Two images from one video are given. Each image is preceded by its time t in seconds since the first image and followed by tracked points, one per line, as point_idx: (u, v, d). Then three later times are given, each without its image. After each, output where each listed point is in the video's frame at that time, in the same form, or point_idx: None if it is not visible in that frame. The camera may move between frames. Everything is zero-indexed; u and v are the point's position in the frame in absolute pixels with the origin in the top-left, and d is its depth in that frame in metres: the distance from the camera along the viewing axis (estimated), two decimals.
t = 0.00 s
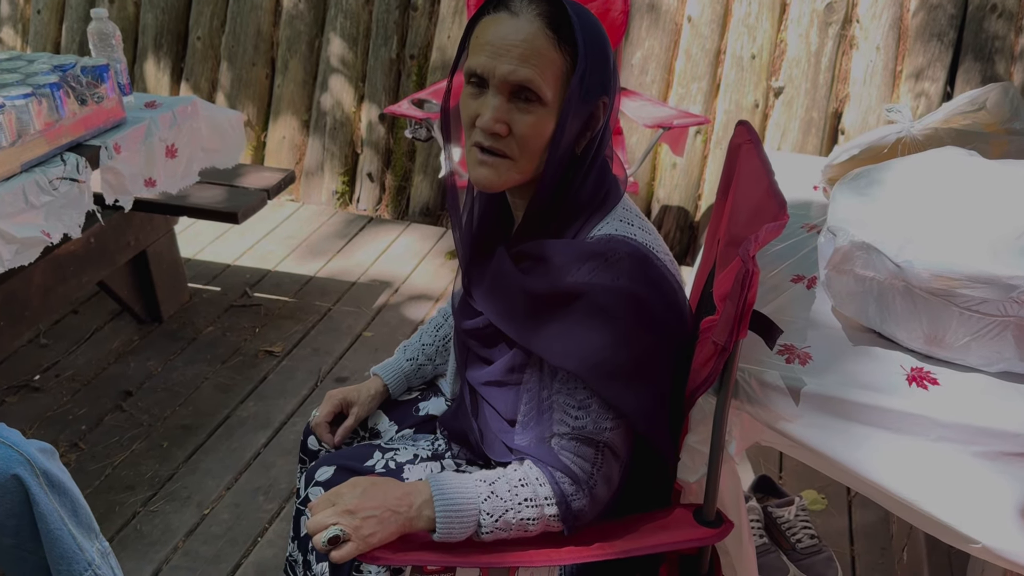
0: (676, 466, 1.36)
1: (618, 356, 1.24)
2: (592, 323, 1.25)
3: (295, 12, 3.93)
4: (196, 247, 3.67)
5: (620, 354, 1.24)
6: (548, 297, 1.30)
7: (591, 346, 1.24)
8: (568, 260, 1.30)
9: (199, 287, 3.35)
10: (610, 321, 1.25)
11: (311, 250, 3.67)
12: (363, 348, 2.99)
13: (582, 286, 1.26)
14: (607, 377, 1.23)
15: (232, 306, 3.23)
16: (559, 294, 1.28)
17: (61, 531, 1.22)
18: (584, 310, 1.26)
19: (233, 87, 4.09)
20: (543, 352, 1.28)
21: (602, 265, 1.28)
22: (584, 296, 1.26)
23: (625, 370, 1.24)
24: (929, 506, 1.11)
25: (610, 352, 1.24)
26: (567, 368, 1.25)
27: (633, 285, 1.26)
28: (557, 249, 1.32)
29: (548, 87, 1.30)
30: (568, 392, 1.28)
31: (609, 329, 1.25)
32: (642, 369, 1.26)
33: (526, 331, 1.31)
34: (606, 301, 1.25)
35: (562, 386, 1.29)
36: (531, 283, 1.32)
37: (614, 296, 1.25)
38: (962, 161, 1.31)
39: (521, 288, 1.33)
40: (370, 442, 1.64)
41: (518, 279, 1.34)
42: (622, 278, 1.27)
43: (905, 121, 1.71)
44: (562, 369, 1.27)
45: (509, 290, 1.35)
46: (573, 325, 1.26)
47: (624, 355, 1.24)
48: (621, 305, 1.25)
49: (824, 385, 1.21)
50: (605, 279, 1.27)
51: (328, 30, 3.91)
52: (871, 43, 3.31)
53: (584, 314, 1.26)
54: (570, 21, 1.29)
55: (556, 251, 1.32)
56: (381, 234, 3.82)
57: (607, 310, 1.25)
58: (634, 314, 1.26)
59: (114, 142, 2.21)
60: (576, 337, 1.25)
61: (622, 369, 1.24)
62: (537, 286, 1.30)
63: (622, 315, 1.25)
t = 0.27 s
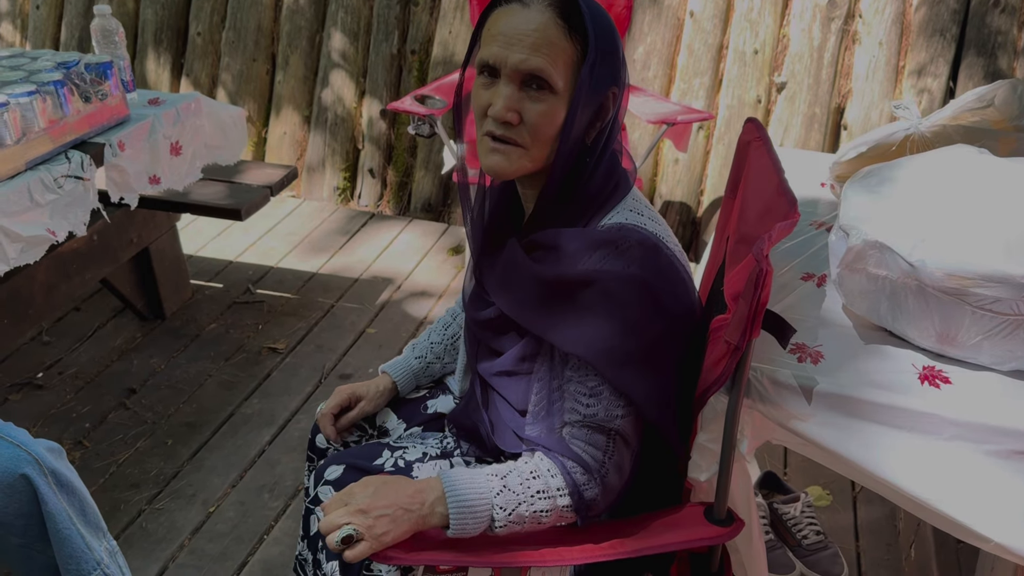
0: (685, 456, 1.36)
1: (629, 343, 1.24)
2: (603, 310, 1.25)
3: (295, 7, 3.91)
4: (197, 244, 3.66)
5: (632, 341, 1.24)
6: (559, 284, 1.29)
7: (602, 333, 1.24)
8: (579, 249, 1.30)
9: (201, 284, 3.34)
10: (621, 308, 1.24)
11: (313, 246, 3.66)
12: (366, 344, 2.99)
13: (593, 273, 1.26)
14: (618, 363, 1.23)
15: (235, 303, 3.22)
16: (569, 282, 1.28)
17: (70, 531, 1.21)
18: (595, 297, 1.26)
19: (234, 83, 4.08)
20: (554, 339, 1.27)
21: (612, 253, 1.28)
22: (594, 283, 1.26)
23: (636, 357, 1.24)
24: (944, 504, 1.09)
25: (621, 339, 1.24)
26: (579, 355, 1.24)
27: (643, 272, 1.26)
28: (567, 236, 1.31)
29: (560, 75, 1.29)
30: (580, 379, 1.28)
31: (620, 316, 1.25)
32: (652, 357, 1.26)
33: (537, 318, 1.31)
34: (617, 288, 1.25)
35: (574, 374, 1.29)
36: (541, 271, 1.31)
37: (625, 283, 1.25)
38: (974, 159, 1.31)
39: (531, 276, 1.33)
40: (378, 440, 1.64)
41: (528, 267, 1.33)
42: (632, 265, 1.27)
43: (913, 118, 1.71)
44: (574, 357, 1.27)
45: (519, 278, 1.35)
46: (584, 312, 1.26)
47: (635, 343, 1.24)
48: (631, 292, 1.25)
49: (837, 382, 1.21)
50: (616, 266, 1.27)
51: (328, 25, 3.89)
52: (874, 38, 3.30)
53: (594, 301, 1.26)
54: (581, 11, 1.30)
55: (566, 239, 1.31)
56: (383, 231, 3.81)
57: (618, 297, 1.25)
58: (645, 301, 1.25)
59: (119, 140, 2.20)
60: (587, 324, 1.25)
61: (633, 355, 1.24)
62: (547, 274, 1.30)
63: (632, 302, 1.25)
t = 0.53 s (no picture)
0: (691, 453, 1.34)
1: (635, 332, 1.24)
2: (608, 299, 1.25)
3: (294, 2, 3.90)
4: (197, 240, 3.66)
5: (637, 329, 1.24)
6: (564, 273, 1.30)
7: (608, 321, 1.24)
8: (584, 239, 1.30)
9: (202, 281, 3.34)
10: (627, 297, 1.24)
11: (313, 243, 3.66)
12: (367, 341, 2.99)
13: (598, 261, 1.26)
14: (624, 351, 1.23)
15: (235, 300, 3.22)
16: (575, 271, 1.28)
17: (75, 529, 1.21)
18: (601, 285, 1.26)
19: (232, 79, 4.07)
20: (560, 328, 1.28)
21: (618, 242, 1.28)
22: (600, 272, 1.26)
23: (643, 345, 1.24)
24: (948, 500, 1.10)
25: (627, 327, 1.24)
26: (585, 343, 1.24)
27: (649, 261, 1.26)
28: (574, 227, 1.32)
29: (565, 67, 1.30)
30: (586, 367, 1.28)
31: (625, 304, 1.25)
32: (658, 345, 1.26)
33: (543, 307, 1.31)
34: (622, 277, 1.25)
35: (580, 362, 1.29)
36: (547, 260, 1.32)
37: (630, 272, 1.25)
38: (979, 157, 1.32)
39: (537, 266, 1.33)
40: (383, 436, 1.64)
41: (534, 256, 1.33)
42: (638, 254, 1.27)
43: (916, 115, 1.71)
44: (580, 345, 1.27)
45: (525, 268, 1.35)
46: (589, 301, 1.26)
47: (640, 330, 1.24)
48: (637, 280, 1.25)
49: (843, 378, 1.21)
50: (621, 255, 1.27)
51: (327, 21, 3.88)
52: (873, 34, 3.31)
53: (600, 290, 1.26)
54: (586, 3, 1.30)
55: (573, 229, 1.32)
56: (383, 227, 3.81)
57: (623, 286, 1.25)
58: (651, 289, 1.25)
59: (120, 137, 2.20)
60: (593, 313, 1.26)
61: (639, 342, 1.24)
62: (553, 262, 1.30)
63: (638, 290, 1.25)
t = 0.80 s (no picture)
0: (681, 445, 1.34)
1: (627, 329, 1.24)
2: (601, 295, 1.25)
3: None
4: (191, 238, 3.65)
5: (630, 325, 1.24)
6: (557, 270, 1.29)
7: (602, 318, 1.24)
8: (577, 235, 1.30)
9: (196, 279, 3.33)
10: (620, 293, 1.24)
11: (307, 241, 3.65)
12: (362, 339, 2.99)
13: (591, 258, 1.26)
14: (617, 347, 1.23)
15: (229, 298, 3.21)
16: (568, 267, 1.28)
17: (67, 529, 1.21)
18: (593, 282, 1.26)
19: (226, 76, 4.06)
20: (554, 325, 1.27)
21: (611, 238, 1.28)
22: (593, 268, 1.26)
23: (635, 342, 1.24)
24: (940, 497, 1.11)
25: (619, 323, 1.24)
26: (578, 340, 1.24)
27: (641, 257, 1.26)
28: (567, 224, 1.32)
29: (557, 62, 1.29)
30: (579, 364, 1.28)
31: (618, 301, 1.25)
32: (651, 341, 1.26)
33: (536, 304, 1.31)
34: (615, 273, 1.25)
35: (574, 359, 1.29)
36: (540, 257, 1.31)
37: (623, 268, 1.25)
38: (971, 155, 1.32)
39: (530, 262, 1.33)
40: (377, 435, 1.64)
41: (527, 253, 1.33)
42: (631, 250, 1.27)
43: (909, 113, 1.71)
44: (573, 342, 1.27)
45: (518, 264, 1.35)
46: (582, 297, 1.26)
47: (633, 326, 1.24)
48: (630, 277, 1.25)
49: (837, 377, 1.21)
50: (614, 251, 1.27)
51: (321, 18, 3.87)
52: (867, 31, 3.31)
53: (593, 286, 1.26)
54: None
55: (567, 226, 1.32)
56: (377, 225, 3.80)
57: (616, 282, 1.24)
58: (643, 285, 1.25)
59: (113, 135, 2.19)
60: (585, 309, 1.25)
61: (631, 338, 1.24)
62: (546, 259, 1.30)
63: (631, 287, 1.25)
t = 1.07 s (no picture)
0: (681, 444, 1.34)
1: (626, 333, 1.24)
2: (600, 299, 1.25)
3: None
4: (187, 238, 3.64)
5: (629, 328, 1.24)
6: (555, 273, 1.29)
7: (600, 322, 1.24)
8: (575, 239, 1.30)
9: (193, 278, 3.33)
10: (618, 297, 1.24)
11: (304, 240, 3.65)
12: (359, 338, 2.99)
13: (590, 261, 1.26)
14: (616, 351, 1.23)
15: (226, 297, 3.20)
16: (566, 270, 1.28)
17: (65, 530, 1.20)
18: (592, 285, 1.25)
19: (222, 75, 4.04)
20: (553, 328, 1.27)
21: (609, 241, 1.29)
22: (591, 272, 1.26)
23: (634, 346, 1.24)
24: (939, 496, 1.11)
25: (618, 327, 1.24)
26: (577, 344, 1.24)
27: (639, 260, 1.26)
28: (565, 227, 1.32)
29: (551, 65, 1.29)
30: (578, 367, 1.28)
31: (617, 304, 1.24)
32: (649, 345, 1.26)
33: (534, 308, 1.31)
34: (614, 277, 1.25)
35: (572, 362, 1.29)
36: (537, 260, 1.31)
37: (622, 271, 1.25)
38: (970, 155, 1.32)
39: (528, 265, 1.32)
40: (376, 435, 1.64)
41: (524, 256, 1.33)
42: (629, 254, 1.27)
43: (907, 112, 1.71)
44: (572, 345, 1.27)
45: (515, 268, 1.34)
46: (581, 300, 1.26)
47: (632, 329, 1.24)
48: (628, 280, 1.25)
49: (837, 377, 1.21)
50: (612, 254, 1.27)
51: (318, 16, 3.86)
52: (864, 28, 3.31)
53: (592, 289, 1.26)
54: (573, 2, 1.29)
55: (565, 229, 1.32)
56: (375, 224, 3.80)
57: (615, 285, 1.24)
58: (641, 288, 1.25)
59: (109, 135, 2.18)
60: (584, 313, 1.25)
61: (630, 342, 1.24)
62: (543, 262, 1.30)
63: (630, 290, 1.25)
